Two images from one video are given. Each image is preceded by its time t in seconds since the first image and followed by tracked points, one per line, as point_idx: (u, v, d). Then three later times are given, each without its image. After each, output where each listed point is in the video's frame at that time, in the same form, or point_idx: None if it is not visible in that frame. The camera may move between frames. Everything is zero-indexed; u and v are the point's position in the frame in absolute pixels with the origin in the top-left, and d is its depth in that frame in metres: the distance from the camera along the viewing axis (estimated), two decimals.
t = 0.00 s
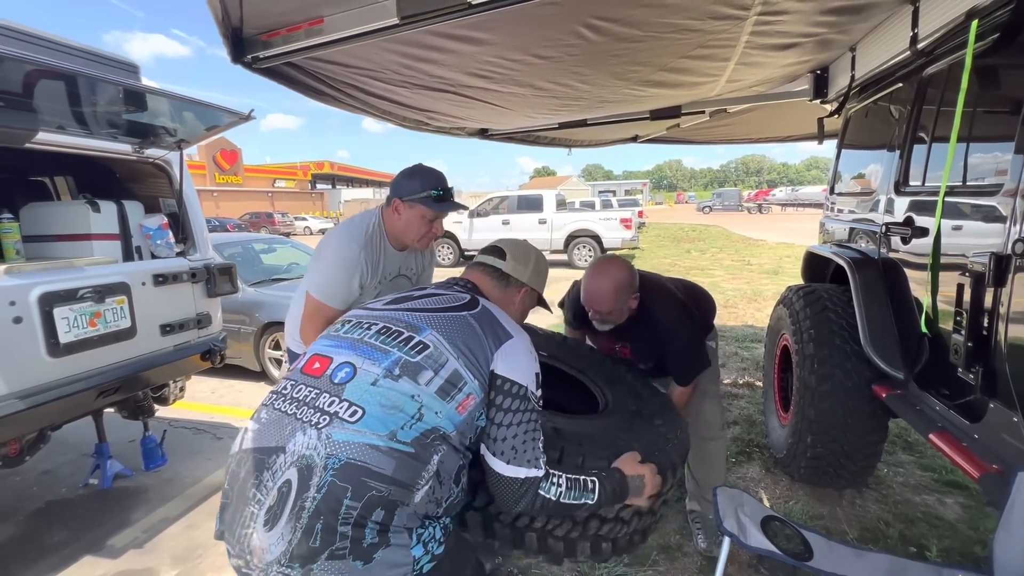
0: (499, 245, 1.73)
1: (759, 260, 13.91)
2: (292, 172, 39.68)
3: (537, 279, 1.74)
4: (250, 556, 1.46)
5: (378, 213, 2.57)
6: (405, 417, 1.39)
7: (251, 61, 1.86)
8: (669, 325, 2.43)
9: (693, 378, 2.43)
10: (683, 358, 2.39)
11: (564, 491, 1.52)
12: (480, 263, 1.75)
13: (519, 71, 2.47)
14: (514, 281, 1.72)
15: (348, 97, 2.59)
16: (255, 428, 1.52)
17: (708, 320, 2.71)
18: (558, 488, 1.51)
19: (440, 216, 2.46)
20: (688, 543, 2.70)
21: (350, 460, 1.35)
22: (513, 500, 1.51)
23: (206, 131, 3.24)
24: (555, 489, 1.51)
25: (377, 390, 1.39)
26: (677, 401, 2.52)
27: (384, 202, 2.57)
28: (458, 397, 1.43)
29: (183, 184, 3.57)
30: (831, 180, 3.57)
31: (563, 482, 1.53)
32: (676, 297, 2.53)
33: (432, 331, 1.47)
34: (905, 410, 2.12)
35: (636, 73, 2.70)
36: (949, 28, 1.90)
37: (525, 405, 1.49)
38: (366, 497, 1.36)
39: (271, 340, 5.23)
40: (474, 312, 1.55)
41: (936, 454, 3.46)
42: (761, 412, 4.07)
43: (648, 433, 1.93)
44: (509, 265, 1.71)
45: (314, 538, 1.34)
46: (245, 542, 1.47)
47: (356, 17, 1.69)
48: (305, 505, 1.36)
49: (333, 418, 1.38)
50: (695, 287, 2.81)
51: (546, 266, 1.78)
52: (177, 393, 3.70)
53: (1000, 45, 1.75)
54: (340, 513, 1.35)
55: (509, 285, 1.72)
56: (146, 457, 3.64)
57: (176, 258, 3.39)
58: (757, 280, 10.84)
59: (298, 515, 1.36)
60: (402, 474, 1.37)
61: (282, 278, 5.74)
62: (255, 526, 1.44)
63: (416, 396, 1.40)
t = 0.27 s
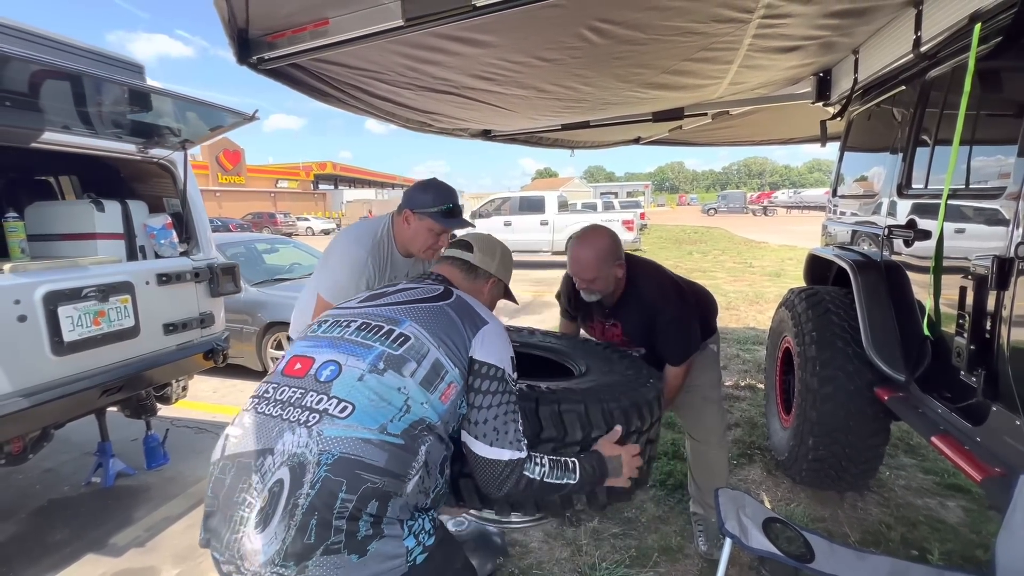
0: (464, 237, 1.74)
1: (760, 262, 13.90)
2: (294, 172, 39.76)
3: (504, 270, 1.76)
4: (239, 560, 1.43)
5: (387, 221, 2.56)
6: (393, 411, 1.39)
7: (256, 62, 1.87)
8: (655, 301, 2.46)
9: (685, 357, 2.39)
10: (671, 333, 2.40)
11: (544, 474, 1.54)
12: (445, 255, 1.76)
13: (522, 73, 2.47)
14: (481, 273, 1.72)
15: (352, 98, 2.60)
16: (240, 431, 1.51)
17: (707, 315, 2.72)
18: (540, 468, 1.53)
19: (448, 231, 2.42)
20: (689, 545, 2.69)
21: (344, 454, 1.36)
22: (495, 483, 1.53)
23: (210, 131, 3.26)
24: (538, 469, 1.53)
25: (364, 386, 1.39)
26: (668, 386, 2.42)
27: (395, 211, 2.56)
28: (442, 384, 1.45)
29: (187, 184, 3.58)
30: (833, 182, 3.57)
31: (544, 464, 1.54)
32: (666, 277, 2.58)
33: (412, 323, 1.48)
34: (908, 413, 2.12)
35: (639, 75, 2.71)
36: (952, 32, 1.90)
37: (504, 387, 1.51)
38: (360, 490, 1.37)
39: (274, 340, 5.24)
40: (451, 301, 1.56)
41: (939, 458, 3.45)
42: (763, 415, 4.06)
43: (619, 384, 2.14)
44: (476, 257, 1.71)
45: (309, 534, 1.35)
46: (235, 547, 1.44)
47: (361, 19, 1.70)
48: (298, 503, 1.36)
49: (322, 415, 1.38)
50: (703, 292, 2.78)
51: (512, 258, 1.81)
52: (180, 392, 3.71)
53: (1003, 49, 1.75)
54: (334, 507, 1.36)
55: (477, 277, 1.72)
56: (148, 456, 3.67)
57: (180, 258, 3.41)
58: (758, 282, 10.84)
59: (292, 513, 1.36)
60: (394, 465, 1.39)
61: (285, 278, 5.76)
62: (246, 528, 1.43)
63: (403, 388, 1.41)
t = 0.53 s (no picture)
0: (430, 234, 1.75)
1: (762, 264, 13.89)
2: (297, 173, 39.84)
3: (472, 261, 1.78)
4: (228, 564, 1.41)
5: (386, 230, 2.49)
6: (373, 410, 1.38)
7: (261, 64, 1.88)
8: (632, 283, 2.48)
9: (662, 340, 2.40)
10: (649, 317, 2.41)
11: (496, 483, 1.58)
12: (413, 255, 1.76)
13: (526, 75, 2.48)
14: (451, 265, 1.72)
15: (355, 100, 2.61)
16: (223, 439, 1.49)
17: (691, 308, 2.73)
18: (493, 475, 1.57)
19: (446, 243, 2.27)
20: (690, 547, 2.68)
21: (324, 453, 1.34)
22: (454, 474, 1.55)
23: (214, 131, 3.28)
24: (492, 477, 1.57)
25: (344, 387, 1.39)
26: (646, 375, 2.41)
27: (389, 219, 2.40)
28: (420, 379, 1.46)
29: (190, 184, 3.60)
30: (835, 184, 3.57)
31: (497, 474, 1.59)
32: (644, 262, 2.60)
33: (387, 321, 1.49)
34: (910, 415, 2.11)
35: (642, 78, 2.71)
36: (954, 36, 1.91)
37: (477, 380, 1.57)
38: (342, 488, 1.34)
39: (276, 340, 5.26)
40: (424, 299, 1.58)
41: (941, 461, 3.44)
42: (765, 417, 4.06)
43: (593, 371, 2.24)
44: (444, 251, 1.72)
45: (293, 534, 1.32)
46: (222, 551, 1.42)
47: (365, 21, 1.71)
48: (282, 504, 1.33)
49: (302, 418, 1.37)
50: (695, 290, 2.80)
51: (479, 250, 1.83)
52: (183, 391, 3.73)
53: (1007, 52, 1.73)
54: (317, 506, 1.33)
55: (447, 270, 1.72)
56: (151, 455, 3.69)
57: (183, 257, 3.42)
58: (761, 284, 10.84)
59: (276, 515, 1.33)
60: (376, 463, 1.37)
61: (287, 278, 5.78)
62: (232, 533, 1.40)
63: (381, 385, 1.41)
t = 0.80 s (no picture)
0: (413, 249, 1.73)
1: (765, 265, 13.88)
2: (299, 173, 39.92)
3: (456, 274, 1.77)
4: (196, 557, 1.41)
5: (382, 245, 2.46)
6: (351, 408, 1.39)
7: (266, 65, 1.89)
8: (608, 282, 2.45)
9: (635, 340, 2.39)
10: (623, 316, 2.40)
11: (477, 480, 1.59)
12: (396, 271, 1.74)
13: (529, 77, 2.49)
14: (435, 279, 1.72)
15: (359, 101, 2.62)
16: (202, 432, 1.49)
17: (672, 307, 2.71)
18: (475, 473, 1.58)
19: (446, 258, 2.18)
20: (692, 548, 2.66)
21: (299, 450, 1.34)
22: (434, 475, 1.55)
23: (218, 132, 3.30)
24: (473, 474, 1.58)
25: (324, 384, 1.40)
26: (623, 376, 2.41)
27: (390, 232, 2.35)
28: (400, 381, 1.47)
29: (194, 184, 3.61)
30: (838, 186, 3.57)
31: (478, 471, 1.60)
32: (623, 261, 2.57)
33: (370, 324, 1.51)
34: (912, 418, 2.11)
35: (644, 79, 2.72)
36: (957, 38, 1.91)
37: (456, 381, 1.57)
38: (316, 484, 1.34)
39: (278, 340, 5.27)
40: (407, 303, 1.60)
41: (944, 464, 3.43)
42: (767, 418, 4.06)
43: (574, 375, 2.25)
44: (427, 265, 1.71)
45: (263, 528, 1.33)
46: (191, 544, 1.42)
47: (369, 23, 1.72)
48: (254, 497, 1.34)
49: (281, 413, 1.38)
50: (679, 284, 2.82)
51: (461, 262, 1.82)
52: (185, 390, 3.74)
53: (1009, 54, 1.75)
54: (289, 502, 1.33)
55: (431, 284, 1.71)
56: (154, 454, 3.72)
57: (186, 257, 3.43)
58: (763, 286, 10.82)
59: (248, 508, 1.34)
60: (351, 461, 1.37)
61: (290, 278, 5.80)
62: (204, 526, 1.40)
63: (360, 384, 1.42)
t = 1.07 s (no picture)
0: (413, 270, 1.74)
1: (768, 266, 13.85)
2: (302, 173, 40.04)
3: (455, 295, 1.77)
4: (206, 561, 1.33)
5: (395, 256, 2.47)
6: (372, 409, 1.39)
7: (271, 65, 1.90)
8: (573, 309, 2.26)
9: (612, 366, 2.23)
10: (593, 346, 2.23)
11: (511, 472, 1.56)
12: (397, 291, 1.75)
13: (532, 76, 2.50)
14: (435, 300, 1.72)
15: (363, 101, 2.63)
16: (213, 434, 1.44)
17: (663, 316, 2.45)
18: (509, 467, 1.56)
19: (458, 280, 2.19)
20: (695, 547, 2.64)
21: (325, 447, 1.33)
22: (467, 479, 1.53)
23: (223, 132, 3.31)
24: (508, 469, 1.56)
25: (346, 386, 1.40)
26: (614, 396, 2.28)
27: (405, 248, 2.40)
28: (416, 386, 1.48)
29: (199, 184, 3.63)
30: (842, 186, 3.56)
31: (512, 463, 1.57)
32: (592, 278, 2.32)
33: (386, 332, 1.52)
34: (916, 418, 2.12)
35: (648, 79, 2.72)
36: (962, 38, 1.91)
37: (471, 389, 1.55)
38: (340, 481, 1.32)
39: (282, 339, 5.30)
40: (420, 314, 1.62)
41: (948, 465, 3.42)
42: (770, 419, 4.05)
43: (568, 398, 2.24)
44: (428, 286, 1.72)
45: (285, 526, 1.29)
46: (201, 548, 1.34)
47: (374, 22, 1.73)
48: (277, 495, 1.30)
49: (304, 412, 1.36)
50: (678, 287, 2.62)
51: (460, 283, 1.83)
52: (189, 388, 3.76)
53: (1015, 54, 1.74)
54: (313, 499, 1.30)
55: (432, 304, 1.72)
56: (158, 452, 3.71)
57: (191, 256, 3.46)
58: (766, 287, 10.79)
59: (270, 506, 1.30)
60: (374, 460, 1.37)
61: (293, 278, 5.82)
62: (217, 529, 1.34)
63: (380, 388, 1.42)
